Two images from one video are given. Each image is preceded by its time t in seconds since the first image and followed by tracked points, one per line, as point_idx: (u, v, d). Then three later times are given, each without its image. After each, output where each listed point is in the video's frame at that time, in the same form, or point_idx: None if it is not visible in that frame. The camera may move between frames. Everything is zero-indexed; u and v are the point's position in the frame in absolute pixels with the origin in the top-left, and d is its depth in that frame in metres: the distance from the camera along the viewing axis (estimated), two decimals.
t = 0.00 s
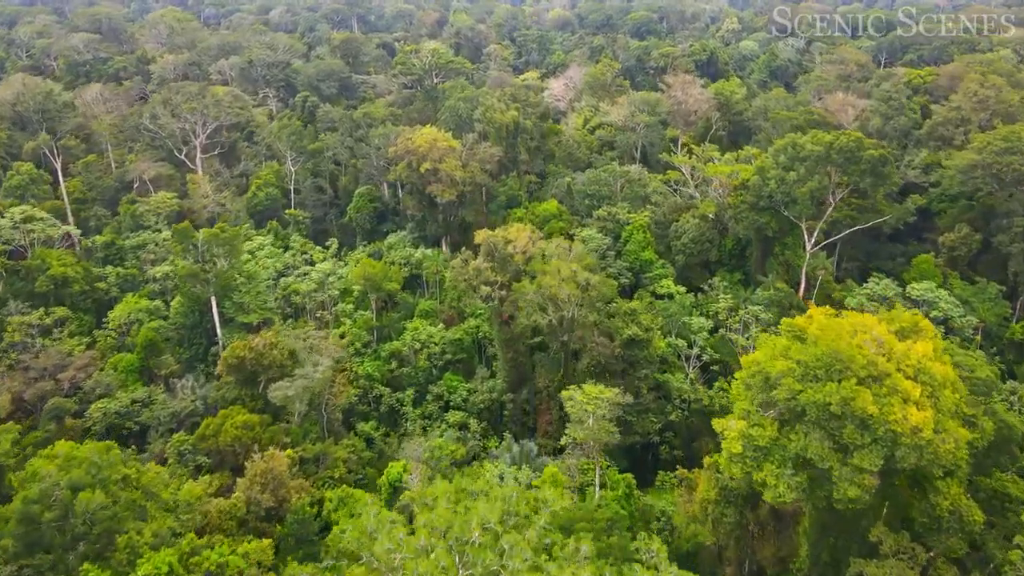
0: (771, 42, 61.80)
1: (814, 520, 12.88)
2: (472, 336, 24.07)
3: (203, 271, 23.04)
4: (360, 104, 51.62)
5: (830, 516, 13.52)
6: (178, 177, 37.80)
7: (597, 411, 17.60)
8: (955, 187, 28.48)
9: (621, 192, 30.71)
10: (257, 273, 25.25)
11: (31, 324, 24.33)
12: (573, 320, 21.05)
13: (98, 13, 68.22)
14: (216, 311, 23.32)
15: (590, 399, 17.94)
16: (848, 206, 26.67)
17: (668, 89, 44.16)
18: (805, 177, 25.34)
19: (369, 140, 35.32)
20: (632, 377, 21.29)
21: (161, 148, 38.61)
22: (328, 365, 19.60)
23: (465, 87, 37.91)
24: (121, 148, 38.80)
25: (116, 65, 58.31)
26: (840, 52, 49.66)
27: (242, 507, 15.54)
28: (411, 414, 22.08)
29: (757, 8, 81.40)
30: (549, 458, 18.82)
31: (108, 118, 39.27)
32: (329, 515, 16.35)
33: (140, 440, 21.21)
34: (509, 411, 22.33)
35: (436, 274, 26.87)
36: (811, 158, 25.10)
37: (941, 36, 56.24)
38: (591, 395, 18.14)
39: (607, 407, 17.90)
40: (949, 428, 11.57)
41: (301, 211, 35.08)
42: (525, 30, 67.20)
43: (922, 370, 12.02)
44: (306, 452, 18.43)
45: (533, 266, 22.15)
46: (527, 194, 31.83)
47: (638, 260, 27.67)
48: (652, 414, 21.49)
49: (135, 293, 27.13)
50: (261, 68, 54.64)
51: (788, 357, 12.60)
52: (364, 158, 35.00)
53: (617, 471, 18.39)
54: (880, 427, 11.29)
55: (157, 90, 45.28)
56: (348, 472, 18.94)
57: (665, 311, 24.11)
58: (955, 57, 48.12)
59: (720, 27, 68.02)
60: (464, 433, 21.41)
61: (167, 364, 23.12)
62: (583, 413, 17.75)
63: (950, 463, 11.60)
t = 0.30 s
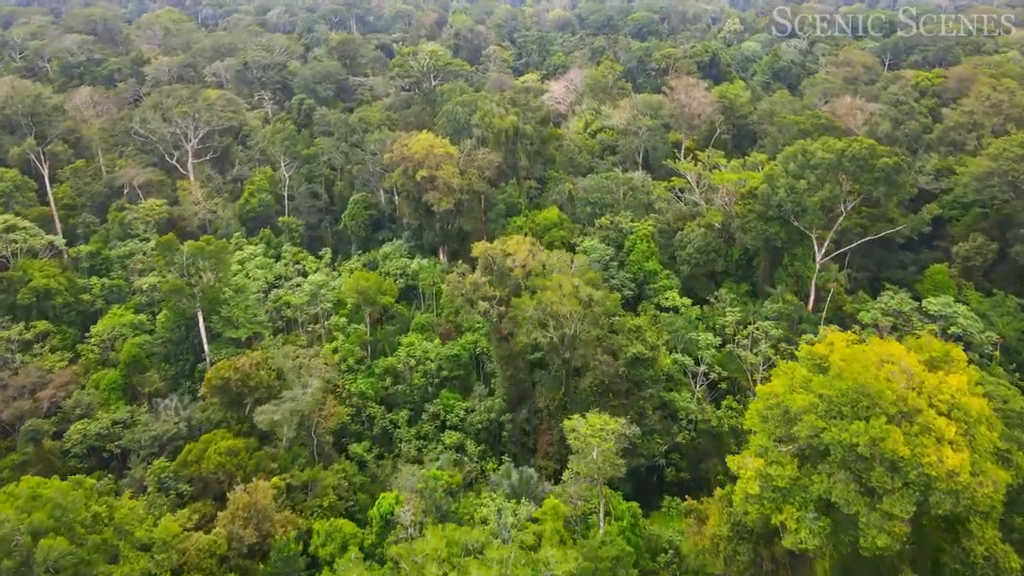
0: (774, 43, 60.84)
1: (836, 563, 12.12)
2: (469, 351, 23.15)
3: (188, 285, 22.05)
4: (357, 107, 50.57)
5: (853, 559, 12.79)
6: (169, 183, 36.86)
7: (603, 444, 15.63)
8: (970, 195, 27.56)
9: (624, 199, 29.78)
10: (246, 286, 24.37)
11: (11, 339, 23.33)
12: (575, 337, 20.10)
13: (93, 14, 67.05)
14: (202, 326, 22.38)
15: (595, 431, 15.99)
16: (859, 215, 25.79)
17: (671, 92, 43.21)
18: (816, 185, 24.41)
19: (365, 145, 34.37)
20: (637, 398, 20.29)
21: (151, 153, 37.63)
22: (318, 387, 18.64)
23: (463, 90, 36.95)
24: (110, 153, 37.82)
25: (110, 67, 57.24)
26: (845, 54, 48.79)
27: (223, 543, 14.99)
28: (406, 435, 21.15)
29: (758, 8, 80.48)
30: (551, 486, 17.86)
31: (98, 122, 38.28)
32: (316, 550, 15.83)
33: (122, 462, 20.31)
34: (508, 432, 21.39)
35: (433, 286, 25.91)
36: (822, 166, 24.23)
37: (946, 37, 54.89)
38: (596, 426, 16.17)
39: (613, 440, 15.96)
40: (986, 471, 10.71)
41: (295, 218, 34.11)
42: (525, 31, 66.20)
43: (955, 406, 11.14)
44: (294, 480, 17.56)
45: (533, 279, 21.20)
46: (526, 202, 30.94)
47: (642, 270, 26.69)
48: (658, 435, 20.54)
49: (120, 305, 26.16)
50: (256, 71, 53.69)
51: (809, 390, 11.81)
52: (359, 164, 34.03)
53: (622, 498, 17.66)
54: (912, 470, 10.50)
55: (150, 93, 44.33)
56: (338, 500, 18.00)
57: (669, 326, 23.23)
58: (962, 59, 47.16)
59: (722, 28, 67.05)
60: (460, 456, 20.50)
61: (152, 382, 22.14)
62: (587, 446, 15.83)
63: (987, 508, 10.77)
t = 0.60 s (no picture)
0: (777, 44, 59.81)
1: None
2: (467, 368, 22.22)
3: (172, 300, 21.07)
4: (354, 110, 49.58)
5: None
6: (160, 189, 35.91)
7: (607, 481, 14.59)
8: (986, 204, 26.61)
9: (627, 208, 28.80)
10: (235, 299, 23.41)
11: None
12: (577, 357, 19.15)
13: (88, 15, 65.89)
14: (188, 343, 21.45)
15: (599, 467, 14.93)
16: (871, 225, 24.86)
17: (674, 94, 42.22)
18: (828, 195, 23.43)
19: (361, 151, 33.39)
20: (642, 419, 19.31)
21: (142, 159, 36.72)
22: (305, 410, 17.60)
23: (461, 94, 35.96)
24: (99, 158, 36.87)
25: (102, 69, 56.10)
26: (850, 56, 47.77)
27: None
28: (400, 457, 20.24)
29: (759, 8, 79.52)
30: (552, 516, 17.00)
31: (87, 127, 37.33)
32: None
33: (102, 487, 19.41)
34: (507, 454, 20.51)
35: (429, 299, 24.97)
36: (835, 175, 23.25)
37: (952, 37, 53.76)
38: (600, 460, 15.14)
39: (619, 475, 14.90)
40: None
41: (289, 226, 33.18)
42: (525, 31, 65.16)
43: (994, 449, 11.00)
44: (281, 510, 16.70)
45: (533, 295, 20.21)
46: (526, 210, 30.02)
47: (647, 282, 25.74)
48: (664, 458, 19.72)
49: (105, 318, 25.22)
50: (251, 72, 52.64)
51: (840, 434, 11.76)
52: (354, 170, 33.04)
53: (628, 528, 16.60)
54: (950, 522, 10.49)
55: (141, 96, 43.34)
56: (328, 529, 17.17)
57: (674, 342, 22.28)
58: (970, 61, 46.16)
59: (724, 28, 66.02)
60: (457, 480, 19.57)
61: (135, 401, 21.22)
62: (591, 483, 14.85)
63: None
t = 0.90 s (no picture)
0: (782, 45, 58.76)
1: None
2: (464, 387, 21.24)
3: (154, 317, 20.07)
4: (350, 113, 48.58)
5: None
6: (150, 196, 34.95)
7: (613, 527, 14.03)
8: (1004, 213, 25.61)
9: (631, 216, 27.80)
10: (223, 313, 22.42)
11: None
12: (579, 378, 18.17)
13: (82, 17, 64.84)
14: (172, 361, 20.38)
15: (604, 512, 14.37)
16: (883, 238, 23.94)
17: (678, 98, 41.19)
18: (840, 205, 22.43)
19: (356, 157, 32.41)
20: (649, 443, 18.25)
21: (131, 164, 35.76)
22: (292, 437, 16.58)
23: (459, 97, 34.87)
24: (88, 164, 35.88)
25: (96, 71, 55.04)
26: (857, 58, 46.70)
27: None
28: (393, 482, 19.30)
29: (761, 9, 78.60)
30: (552, 549, 16.07)
31: (75, 131, 36.32)
32: None
33: (79, 514, 18.46)
34: (506, 478, 19.56)
35: (425, 313, 24.07)
36: (846, 184, 22.27)
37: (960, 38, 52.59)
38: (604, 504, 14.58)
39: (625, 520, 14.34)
40: None
41: (282, 235, 32.23)
42: (525, 32, 64.16)
43: None
44: (265, 545, 15.77)
45: (532, 312, 19.19)
46: (526, 220, 29.06)
47: (651, 294, 24.78)
48: (670, 483, 18.82)
49: (89, 333, 24.29)
50: (246, 75, 51.63)
51: (874, 487, 11.70)
52: (349, 177, 32.06)
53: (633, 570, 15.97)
54: None
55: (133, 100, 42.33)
56: (315, 564, 16.25)
57: (681, 359, 21.31)
58: (979, 63, 45.11)
59: (728, 28, 64.96)
60: (453, 507, 18.62)
61: (117, 423, 20.23)
62: (596, 527, 14.25)
63: None
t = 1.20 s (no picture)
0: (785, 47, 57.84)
1: None
2: (461, 407, 20.25)
3: (135, 335, 19.10)
4: (347, 116, 47.59)
5: None
6: (139, 203, 33.97)
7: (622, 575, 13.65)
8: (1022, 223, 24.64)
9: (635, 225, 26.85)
10: (209, 329, 21.49)
11: None
12: (581, 402, 17.23)
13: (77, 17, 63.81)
14: (155, 381, 19.50)
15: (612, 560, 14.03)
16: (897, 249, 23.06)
17: (682, 101, 40.19)
18: (853, 216, 21.57)
19: (351, 163, 31.46)
20: (655, 470, 17.25)
21: (120, 170, 34.80)
22: (276, 467, 15.63)
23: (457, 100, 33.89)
24: (76, 169, 34.86)
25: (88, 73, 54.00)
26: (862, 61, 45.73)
27: None
28: (386, 509, 18.35)
29: (762, 9, 77.62)
30: None
31: (63, 136, 35.32)
32: None
33: (55, 545, 17.48)
34: (505, 505, 18.54)
35: (420, 328, 23.14)
36: (859, 193, 21.54)
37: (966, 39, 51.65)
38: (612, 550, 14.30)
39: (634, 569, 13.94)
40: None
41: (275, 244, 31.29)
42: (525, 34, 63.19)
43: None
44: None
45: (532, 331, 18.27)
46: (526, 229, 28.12)
47: (656, 307, 23.84)
48: (677, 512, 17.87)
49: (72, 348, 23.36)
50: (241, 77, 50.61)
51: (914, 545, 11.95)
52: (343, 184, 31.11)
53: None
54: None
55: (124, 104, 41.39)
56: None
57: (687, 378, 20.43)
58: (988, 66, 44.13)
59: (730, 29, 63.98)
60: (449, 538, 17.65)
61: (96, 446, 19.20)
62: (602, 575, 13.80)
63: None
